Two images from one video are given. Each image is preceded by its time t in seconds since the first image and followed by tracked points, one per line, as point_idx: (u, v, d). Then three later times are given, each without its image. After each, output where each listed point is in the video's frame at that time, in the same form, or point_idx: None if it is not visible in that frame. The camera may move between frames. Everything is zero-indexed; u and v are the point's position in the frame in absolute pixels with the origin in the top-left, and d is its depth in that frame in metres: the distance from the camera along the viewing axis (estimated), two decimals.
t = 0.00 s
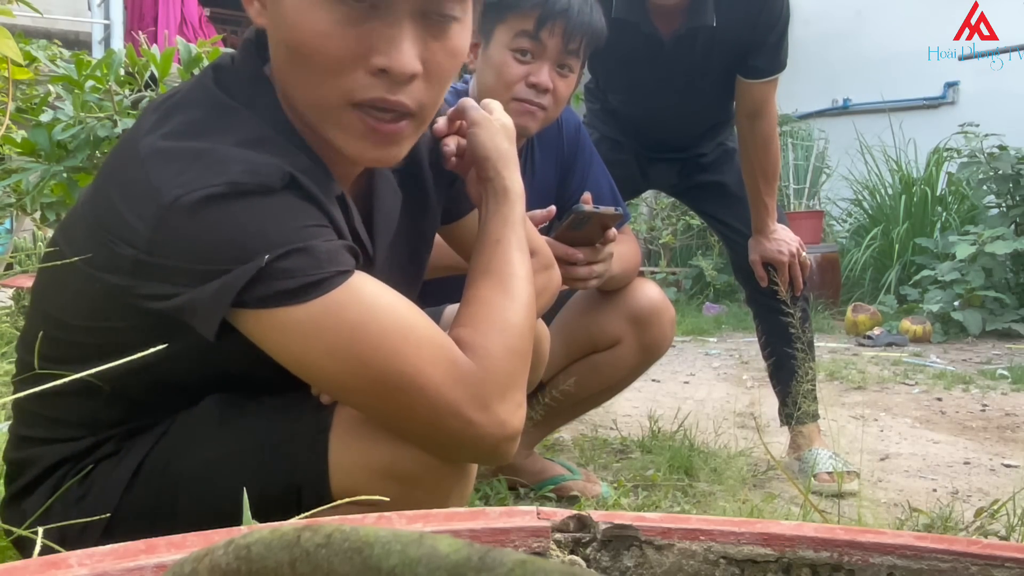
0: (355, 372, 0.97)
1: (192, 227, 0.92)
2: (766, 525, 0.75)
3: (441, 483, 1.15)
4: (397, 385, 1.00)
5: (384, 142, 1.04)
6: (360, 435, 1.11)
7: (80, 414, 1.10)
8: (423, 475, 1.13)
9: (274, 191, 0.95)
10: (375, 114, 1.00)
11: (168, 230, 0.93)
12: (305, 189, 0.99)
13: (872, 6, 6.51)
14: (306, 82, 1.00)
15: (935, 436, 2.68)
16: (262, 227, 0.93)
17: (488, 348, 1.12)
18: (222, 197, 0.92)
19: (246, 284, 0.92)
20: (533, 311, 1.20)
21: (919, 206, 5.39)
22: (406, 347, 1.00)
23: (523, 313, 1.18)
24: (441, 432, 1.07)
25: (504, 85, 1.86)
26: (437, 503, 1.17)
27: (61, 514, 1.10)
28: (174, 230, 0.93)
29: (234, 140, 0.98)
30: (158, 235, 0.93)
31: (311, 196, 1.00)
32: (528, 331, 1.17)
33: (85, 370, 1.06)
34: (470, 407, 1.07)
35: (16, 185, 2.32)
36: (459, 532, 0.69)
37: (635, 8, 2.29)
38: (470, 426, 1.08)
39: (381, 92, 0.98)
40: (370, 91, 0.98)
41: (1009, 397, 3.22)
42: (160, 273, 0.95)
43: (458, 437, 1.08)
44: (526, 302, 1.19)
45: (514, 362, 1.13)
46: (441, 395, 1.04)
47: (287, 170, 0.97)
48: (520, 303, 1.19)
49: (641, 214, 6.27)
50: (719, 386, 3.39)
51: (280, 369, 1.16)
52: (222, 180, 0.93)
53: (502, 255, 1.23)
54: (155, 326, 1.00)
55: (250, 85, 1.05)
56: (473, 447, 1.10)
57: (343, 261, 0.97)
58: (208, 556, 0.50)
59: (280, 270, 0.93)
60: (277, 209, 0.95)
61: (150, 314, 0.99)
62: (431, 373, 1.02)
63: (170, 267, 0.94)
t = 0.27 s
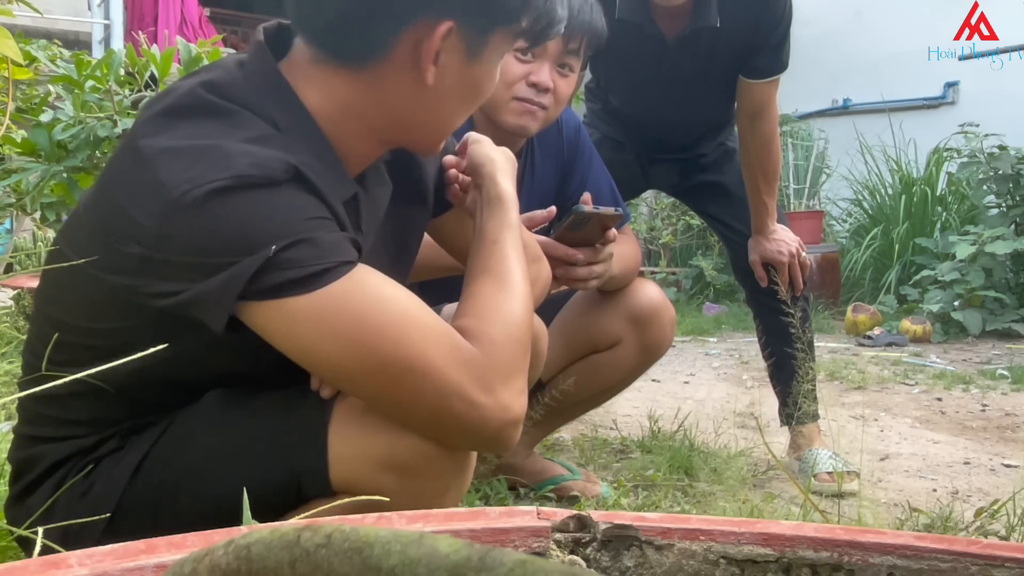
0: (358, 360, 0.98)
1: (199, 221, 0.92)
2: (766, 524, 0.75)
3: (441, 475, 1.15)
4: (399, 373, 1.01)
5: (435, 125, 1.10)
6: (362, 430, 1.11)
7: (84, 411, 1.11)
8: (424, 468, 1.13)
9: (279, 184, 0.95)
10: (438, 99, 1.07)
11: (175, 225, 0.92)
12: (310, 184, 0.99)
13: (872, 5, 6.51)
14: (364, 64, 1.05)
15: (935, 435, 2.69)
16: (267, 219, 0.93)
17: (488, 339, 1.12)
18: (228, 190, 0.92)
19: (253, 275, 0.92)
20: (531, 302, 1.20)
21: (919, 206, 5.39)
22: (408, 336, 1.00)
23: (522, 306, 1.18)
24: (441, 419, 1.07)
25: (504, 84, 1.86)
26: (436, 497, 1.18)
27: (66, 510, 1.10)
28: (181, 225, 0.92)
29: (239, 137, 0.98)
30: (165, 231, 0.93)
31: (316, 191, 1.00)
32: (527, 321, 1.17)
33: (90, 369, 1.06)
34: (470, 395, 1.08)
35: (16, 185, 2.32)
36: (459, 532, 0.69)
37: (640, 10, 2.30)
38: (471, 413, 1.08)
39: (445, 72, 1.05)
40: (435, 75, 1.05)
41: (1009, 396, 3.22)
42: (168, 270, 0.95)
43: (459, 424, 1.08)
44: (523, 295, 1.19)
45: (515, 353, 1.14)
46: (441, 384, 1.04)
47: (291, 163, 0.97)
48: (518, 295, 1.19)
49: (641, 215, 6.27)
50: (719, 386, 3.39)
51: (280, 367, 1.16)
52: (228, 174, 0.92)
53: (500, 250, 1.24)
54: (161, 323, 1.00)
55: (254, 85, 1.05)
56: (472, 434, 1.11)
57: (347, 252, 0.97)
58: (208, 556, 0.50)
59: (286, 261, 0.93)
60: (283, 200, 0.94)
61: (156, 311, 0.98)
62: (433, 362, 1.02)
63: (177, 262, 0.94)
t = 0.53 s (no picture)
0: (369, 346, 0.98)
1: (218, 213, 0.93)
2: (766, 525, 0.75)
3: (448, 464, 1.16)
4: (410, 359, 1.01)
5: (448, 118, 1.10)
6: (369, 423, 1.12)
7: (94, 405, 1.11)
8: (432, 456, 1.14)
9: (296, 177, 0.96)
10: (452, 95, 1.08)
11: (196, 219, 0.93)
12: (326, 177, 0.99)
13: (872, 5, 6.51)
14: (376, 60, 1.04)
15: (935, 435, 2.68)
16: (284, 209, 0.93)
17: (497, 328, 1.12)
18: (246, 182, 0.93)
19: (269, 264, 0.92)
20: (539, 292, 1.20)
21: (919, 206, 5.39)
22: (419, 324, 1.00)
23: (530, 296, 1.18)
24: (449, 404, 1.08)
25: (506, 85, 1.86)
26: (441, 489, 1.18)
27: (75, 506, 1.10)
28: (201, 218, 0.93)
29: (256, 132, 0.98)
30: (185, 223, 0.94)
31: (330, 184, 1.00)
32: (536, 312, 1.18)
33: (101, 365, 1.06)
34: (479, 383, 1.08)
35: (16, 185, 2.32)
36: (459, 532, 0.69)
37: (642, 9, 2.29)
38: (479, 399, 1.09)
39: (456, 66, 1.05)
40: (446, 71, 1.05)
41: (1009, 397, 3.22)
42: (187, 263, 0.95)
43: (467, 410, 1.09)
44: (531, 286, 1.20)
45: (523, 343, 1.14)
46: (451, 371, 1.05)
47: (306, 156, 0.97)
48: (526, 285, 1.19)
49: (641, 214, 6.27)
50: (719, 386, 3.39)
51: (284, 365, 1.16)
52: (246, 167, 0.93)
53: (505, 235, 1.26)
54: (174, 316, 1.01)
55: (269, 80, 1.06)
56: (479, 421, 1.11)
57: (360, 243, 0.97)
58: (208, 556, 0.50)
59: (300, 251, 0.93)
60: (299, 192, 0.94)
61: (172, 303, 0.99)
62: (444, 349, 1.03)
63: (197, 255, 0.94)
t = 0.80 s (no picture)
0: (345, 317, 0.94)
1: (210, 178, 0.94)
2: (766, 525, 0.75)
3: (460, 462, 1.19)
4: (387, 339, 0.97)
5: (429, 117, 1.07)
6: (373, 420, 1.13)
7: (104, 400, 1.10)
8: (445, 456, 1.17)
9: (287, 148, 0.97)
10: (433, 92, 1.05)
11: (190, 184, 0.95)
12: (317, 154, 1.00)
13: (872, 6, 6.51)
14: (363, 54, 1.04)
15: (935, 435, 2.68)
16: (271, 175, 0.93)
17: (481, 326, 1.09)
18: (239, 148, 0.94)
19: (256, 227, 0.92)
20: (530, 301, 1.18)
21: (919, 206, 5.39)
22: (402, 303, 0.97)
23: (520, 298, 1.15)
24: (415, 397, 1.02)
25: (506, 86, 1.86)
26: (448, 486, 1.21)
27: (81, 500, 1.10)
28: (195, 182, 0.94)
29: (254, 108, 1.00)
30: (180, 191, 0.95)
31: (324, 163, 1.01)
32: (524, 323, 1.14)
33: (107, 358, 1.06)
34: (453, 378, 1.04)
35: (16, 185, 2.32)
36: (459, 532, 0.69)
37: (642, 10, 2.29)
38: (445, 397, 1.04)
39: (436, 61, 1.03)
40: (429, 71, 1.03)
41: (1009, 397, 3.22)
42: (181, 232, 0.96)
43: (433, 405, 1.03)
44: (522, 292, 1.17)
45: (505, 347, 1.10)
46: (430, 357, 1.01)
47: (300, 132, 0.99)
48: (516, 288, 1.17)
49: (641, 215, 6.27)
50: (719, 386, 3.39)
51: (286, 366, 1.16)
52: (239, 135, 0.95)
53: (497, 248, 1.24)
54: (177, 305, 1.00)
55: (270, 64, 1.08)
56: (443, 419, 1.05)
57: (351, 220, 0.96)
58: (208, 556, 0.50)
59: (285, 217, 0.92)
60: (289, 161, 0.95)
61: (170, 281, 0.99)
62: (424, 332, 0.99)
63: (190, 223, 0.95)
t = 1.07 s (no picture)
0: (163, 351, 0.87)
1: (128, 170, 0.92)
2: (766, 525, 0.75)
3: (470, 472, 1.23)
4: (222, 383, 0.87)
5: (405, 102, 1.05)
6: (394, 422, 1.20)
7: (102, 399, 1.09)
8: (452, 462, 1.21)
9: (203, 151, 0.93)
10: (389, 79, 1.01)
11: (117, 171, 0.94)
12: (242, 162, 0.96)
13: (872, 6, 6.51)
14: (313, 48, 1.01)
15: (935, 435, 2.68)
16: (171, 178, 0.90)
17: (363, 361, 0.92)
18: (156, 142, 0.92)
19: (131, 232, 0.87)
20: (497, 329, 0.95)
21: (919, 207, 5.39)
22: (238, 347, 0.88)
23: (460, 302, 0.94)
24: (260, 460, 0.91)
25: (506, 87, 1.86)
26: (456, 492, 1.24)
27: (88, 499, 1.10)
28: (117, 172, 0.93)
29: (210, 103, 1.00)
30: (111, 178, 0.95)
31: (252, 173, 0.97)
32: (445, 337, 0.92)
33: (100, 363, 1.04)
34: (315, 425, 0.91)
35: (16, 185, 2.32)
36: (459, 532, 0.69)
37: (641, 11, 2.29)
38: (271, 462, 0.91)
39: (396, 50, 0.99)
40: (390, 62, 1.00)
41: (1009, 397, 3.22)
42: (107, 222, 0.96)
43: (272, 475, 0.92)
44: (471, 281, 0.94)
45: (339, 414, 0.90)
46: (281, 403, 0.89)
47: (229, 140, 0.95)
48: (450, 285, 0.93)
49: (641, 215, 6.27)
50: (719, 386, 3.39)
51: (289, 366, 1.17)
52: (161, 128, 0.93)
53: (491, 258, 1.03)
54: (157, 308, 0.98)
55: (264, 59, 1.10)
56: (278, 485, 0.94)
57: (235, 249, 0.89)
58: (208, 555, 0.50)
59: (160, 226, 0.87)
60: (197, 164, 0.92)
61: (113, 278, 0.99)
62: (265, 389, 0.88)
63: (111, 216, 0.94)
